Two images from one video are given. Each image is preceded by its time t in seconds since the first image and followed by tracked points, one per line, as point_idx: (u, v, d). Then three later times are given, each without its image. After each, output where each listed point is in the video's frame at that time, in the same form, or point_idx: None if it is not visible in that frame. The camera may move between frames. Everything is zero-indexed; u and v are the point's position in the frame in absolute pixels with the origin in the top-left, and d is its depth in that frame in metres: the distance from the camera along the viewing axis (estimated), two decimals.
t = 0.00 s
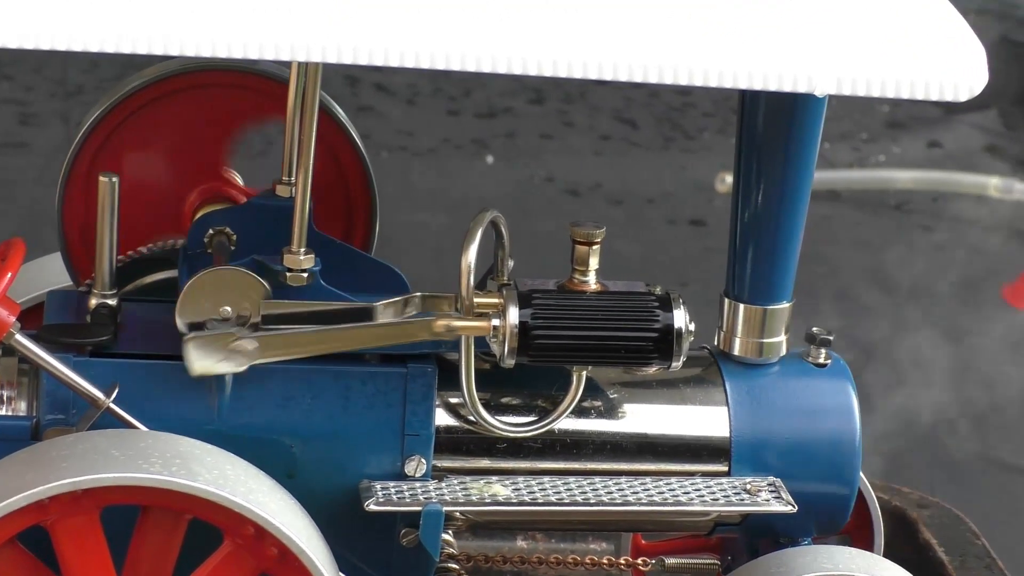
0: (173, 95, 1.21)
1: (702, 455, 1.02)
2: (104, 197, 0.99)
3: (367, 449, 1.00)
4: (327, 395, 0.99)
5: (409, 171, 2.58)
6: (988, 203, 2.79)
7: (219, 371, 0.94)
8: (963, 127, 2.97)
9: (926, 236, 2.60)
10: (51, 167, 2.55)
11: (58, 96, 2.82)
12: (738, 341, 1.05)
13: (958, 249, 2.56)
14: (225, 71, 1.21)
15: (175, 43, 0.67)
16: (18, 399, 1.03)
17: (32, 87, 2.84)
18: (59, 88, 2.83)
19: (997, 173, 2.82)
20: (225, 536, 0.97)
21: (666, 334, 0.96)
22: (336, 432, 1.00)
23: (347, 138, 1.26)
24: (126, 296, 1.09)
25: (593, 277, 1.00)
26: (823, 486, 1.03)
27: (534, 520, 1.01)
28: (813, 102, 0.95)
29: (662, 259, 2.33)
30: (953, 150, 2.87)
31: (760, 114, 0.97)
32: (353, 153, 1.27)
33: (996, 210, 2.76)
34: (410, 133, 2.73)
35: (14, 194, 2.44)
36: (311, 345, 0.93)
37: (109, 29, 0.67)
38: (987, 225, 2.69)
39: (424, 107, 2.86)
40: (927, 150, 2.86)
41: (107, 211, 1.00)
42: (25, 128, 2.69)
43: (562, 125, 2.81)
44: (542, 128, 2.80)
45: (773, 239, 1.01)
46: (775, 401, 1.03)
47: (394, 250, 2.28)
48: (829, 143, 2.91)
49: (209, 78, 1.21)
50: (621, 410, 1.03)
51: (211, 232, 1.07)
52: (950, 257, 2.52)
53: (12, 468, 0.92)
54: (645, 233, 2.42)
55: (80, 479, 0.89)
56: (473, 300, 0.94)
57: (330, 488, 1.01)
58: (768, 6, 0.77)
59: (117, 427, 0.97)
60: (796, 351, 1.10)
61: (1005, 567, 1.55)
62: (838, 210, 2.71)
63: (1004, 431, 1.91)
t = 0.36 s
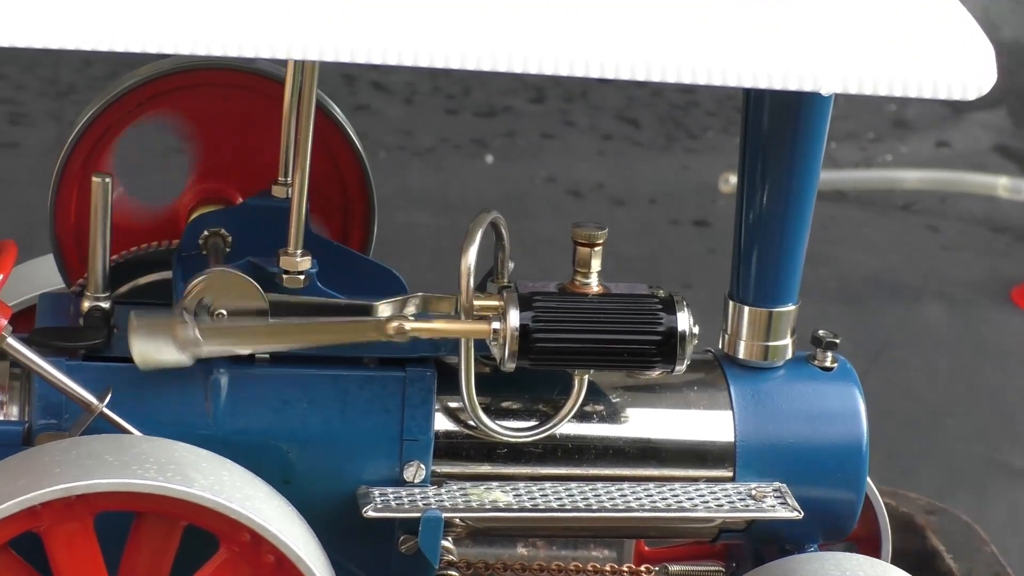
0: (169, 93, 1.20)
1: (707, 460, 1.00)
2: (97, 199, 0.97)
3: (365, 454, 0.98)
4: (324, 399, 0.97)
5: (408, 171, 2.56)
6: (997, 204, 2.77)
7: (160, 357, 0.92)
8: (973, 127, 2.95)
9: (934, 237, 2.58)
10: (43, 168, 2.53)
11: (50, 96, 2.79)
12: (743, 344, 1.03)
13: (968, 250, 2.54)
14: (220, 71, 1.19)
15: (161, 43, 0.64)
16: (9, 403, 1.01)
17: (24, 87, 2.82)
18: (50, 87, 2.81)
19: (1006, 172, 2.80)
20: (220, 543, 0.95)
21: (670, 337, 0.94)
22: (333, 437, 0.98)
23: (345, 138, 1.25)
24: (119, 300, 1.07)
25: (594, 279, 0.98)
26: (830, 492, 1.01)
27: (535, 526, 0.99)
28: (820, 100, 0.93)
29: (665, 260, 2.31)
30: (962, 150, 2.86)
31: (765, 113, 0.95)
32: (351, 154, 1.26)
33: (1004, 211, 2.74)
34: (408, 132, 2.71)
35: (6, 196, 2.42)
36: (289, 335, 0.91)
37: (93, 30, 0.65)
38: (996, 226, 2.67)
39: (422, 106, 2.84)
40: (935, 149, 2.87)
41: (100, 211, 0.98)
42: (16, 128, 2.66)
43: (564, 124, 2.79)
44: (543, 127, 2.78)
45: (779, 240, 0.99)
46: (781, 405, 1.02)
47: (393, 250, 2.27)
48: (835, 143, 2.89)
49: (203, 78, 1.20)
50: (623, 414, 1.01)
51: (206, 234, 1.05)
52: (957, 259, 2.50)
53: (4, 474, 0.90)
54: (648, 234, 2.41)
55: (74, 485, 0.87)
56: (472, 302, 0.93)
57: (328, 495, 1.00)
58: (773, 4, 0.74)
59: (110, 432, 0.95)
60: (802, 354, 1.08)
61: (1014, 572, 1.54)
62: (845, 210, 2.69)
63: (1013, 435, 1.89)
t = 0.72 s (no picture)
0: (162, 90, 1.18)
1: (711, 465, 0.98)
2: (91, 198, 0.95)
3: (362, 459, 0.97)
4: (321, 402, 0.95)
5: (406, 171, 2.54)
6: (1006, 203, 2.74)
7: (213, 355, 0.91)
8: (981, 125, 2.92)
9: (942, 238, 2.56)
10: (35, 167, 2.51)
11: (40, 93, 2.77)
12: (748, 347, 1.01)
13: (977, 250, 2.52)
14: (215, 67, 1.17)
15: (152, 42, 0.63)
16: None
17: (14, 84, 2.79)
18: (41, 84, 2.79)
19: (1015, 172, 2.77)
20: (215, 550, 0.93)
21: (672, 340, 0.92)
22: (330, 441, 0.96)
23: (341, 136, 1.23)
24: (110, 301, 1.05)
25: (596, 280, 0.97)
26: (836, 497, 0.99)
27: (536, 533, 0.97)
28: (825, 99, 0.91)
29: (667, 261, 2.30)
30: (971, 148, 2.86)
31: (769, 112, 0.93)
32: (348, 153, 1.24)
33: (1012, 211, 2.72)
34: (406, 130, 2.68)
35: None
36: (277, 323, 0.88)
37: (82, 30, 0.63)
38: (1004, 226, 2.65)
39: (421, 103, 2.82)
40: (943, 148, 2.85)
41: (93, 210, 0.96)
42: (8, 127, 2.64)
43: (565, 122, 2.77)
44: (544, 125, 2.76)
45: (784, 240, 0.97)
46: (787, 409, 1.00)
47: (392, 251, 2.25)
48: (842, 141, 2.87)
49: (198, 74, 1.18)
50: (625, 418, 0.99)
51: (200, 233, 1.04)
52: (964, 259, 2.48)
53: None
54: (651, 234, 2.39)
55: (65, 490, 0.85)
56: (471, 303, 0.91)
57: (324, 500, 0.98)
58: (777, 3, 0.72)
59: (102, 436, 0.93)
60: (807, 357, 1.06)
61: None
62: (852, 210, 2.67)
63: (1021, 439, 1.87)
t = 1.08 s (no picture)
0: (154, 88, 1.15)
1: (714, 470, 0.97)
2: (81, 197, 0.94)
3: (359, 463, 0.95)
4: (316, 406, 0.94)
5: (403, 170, 2.52)
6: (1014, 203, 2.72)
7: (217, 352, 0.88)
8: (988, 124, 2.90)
9: (950, 238, 2.54)
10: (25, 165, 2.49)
11: (31, 91, 2.76)
12: (751, 349, 0.99)
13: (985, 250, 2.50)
14: (208, 65, 1.15)
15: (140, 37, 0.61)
16: None
17: (4, 82, 2.78)
18: (30, 82, 2.77)
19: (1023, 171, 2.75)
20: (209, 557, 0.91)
21: (675, 342, 0.90)
22: (326, 446, 0.94)
23: (336, 133, 1.21)
24: (102, 302, 1.03)
25: (597, 282, 0.95)
26: (841, 502, 0.98)
27: (535, 538, 0.96)
28: (831, 95, 0.89)
29: (670, 260, 2.28)
30: (978, 146, 2.79)
31: (773, 109, 0.91)
32: (344, 151, 1.22)
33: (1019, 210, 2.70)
34: (403, 128, 2.67)
35: None
36: (256, 329, 0.87)
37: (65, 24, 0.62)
38: (1011, 226, 2.63)
39: (419, 102, 2.80)
40: (952, 145, 2.79)
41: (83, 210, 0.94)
42: None
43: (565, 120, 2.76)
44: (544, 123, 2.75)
45: (789, 241, 0.95)
46: (792, 414, 0.98)
47: (389, 251, 2.23)
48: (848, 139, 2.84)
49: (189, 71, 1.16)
50: (627, 422, 0.97)
51: (193, 233, 1.01)
52: (972, 259, 2.46)
53: None
54: (652, 234, 2.37)
55: (56, 495, 0.83)
56: (469, 305, 0.89)
57: (320, 506, 0.96)
58: (778, 1, 0.70)
59: (93, 441, 0.91)
60: (812, 359, 1.05)
61: None
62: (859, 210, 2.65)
63: None
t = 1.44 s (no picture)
0: (143, 86, 1.14)
1: (717, 473, 0.95)
2: (72, 196, 0.92)
3: (355, 466, 0.93)
4: (312, 408, 0.92)
5: (401, 168, 2.50)
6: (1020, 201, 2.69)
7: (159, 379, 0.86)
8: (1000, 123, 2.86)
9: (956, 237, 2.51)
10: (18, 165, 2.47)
11: (23, 88, 2.73)
12: (755, 350, 0.98)
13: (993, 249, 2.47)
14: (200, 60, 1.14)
15: (129, 32, 0.60)
16: None
17: None
18: (21, 79, 2.74)
19: None
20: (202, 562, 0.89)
21: (677, 343, 0.88)
22: (321, 449, 0.92)
23: (331, 129, 1.19)
24: (94, 303, 1.02)
25: (598, 282, 0.93)
26: (846, 505, 0.96)
27: (534, 543, 0.94)
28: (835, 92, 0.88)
29: (672, 260, 2.26)
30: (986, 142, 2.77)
31: (777, 106, 0.90)
32: (340, 149, 1.20)
33: None
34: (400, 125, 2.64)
35: None
36: (256, 354, 0.86)
37: (51, 20, 0.60)
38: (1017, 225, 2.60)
39: (415, 98, 2.76)
40: (958, 143, 2.75)
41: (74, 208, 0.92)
42: None
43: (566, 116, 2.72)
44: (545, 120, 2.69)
45: (793, 239, 0.93)
46: (796, 415, 0.96)
47: (386, 251, 2.21)
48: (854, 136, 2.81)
49: (181, 67, 1.14)
50: (628, 425, 0.95)
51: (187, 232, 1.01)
52: (979, 259, 2.42)
53: None
54: (653, 234, 2.35)
55: (47, 499, 0.82)
56: (467, 306, 0.87)
57: (316, 510, 0.94)
58: None
59: (84, 444, 0.89)
60: (817, 360, 1.03)
61: None
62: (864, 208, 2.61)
63: None
